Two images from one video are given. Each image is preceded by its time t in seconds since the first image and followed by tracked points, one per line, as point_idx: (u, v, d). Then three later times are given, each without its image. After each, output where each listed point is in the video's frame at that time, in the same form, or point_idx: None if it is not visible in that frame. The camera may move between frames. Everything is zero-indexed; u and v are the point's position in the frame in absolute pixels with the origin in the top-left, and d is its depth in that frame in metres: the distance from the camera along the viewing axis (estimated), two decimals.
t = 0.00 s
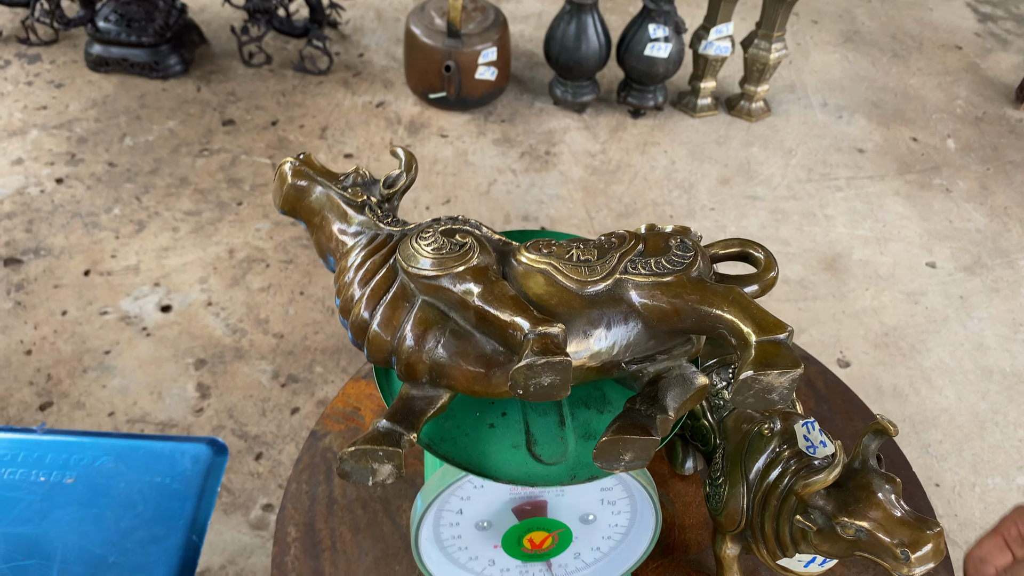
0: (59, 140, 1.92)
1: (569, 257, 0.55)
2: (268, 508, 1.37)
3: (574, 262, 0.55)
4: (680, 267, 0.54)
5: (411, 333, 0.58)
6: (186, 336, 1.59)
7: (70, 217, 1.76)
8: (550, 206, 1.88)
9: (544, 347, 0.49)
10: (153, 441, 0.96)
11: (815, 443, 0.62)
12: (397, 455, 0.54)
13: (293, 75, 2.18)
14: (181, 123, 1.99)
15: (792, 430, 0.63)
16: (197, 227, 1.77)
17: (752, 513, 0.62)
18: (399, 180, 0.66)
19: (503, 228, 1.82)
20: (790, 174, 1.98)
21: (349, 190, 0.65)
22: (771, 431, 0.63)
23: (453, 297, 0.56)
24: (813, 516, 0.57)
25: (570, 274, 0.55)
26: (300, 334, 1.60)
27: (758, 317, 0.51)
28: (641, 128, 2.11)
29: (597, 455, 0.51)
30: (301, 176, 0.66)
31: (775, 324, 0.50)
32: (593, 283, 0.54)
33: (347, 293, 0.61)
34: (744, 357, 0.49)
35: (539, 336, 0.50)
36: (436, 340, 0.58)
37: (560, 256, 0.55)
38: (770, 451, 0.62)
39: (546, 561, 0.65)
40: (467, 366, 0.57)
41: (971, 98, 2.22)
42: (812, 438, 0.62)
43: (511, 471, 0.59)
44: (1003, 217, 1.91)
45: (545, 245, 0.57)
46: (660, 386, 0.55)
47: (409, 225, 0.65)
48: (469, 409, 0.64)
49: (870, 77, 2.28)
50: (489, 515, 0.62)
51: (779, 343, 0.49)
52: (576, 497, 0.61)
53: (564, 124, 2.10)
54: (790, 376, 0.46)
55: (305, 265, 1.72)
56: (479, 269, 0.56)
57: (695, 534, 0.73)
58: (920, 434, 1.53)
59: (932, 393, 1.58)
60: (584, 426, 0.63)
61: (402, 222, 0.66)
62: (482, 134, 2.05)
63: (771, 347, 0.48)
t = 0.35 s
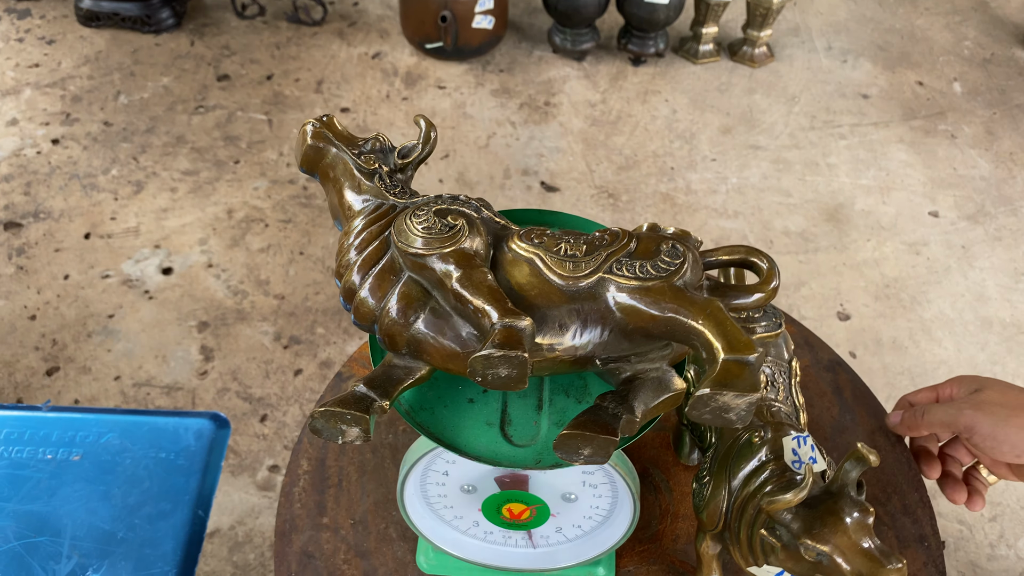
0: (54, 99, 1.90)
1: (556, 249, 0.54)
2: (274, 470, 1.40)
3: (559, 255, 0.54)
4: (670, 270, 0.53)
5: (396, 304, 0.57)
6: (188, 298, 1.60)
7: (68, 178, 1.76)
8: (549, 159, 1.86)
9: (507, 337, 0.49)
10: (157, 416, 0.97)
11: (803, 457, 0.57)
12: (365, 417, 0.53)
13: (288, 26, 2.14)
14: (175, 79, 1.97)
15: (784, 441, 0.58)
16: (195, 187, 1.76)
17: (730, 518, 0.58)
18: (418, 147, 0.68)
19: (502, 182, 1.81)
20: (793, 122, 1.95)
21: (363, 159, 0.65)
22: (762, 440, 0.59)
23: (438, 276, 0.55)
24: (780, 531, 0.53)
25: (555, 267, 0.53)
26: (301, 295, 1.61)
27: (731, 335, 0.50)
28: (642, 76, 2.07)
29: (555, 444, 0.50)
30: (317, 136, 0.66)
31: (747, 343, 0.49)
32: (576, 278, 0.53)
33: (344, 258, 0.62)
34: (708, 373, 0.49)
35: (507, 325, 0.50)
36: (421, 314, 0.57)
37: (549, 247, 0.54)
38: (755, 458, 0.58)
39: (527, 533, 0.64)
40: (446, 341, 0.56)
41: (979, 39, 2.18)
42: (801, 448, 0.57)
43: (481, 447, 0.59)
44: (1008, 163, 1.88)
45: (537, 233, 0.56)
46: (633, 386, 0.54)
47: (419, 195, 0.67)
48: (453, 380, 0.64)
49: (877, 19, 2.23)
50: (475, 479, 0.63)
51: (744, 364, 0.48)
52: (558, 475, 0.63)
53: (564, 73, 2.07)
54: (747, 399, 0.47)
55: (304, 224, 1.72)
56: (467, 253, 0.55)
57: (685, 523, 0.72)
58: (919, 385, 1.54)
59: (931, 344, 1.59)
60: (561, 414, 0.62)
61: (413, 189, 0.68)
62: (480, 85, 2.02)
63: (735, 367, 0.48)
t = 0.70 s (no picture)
0: (36, 75, 1.88)
1: (543, 259, 0.55)
2: (276, 445, 1.43)
3: (543, 265, 0.54)
4: (651, 290, 0.53)
5: (385, 294, 0.57)
6: (182, 276, 1.60)
7: (55, 156, 1.75)
8: (539, 122, 1.85)
9: (473, 344, 0.49)
10: (158, 407, 0.93)
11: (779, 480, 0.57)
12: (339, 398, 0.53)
13: None
14: (158, 49, 1.94)
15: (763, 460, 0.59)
16: (184, 162, 1.75)
17: (700, 527, 0.58)
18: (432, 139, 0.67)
19: (492, 147, 1.80)
20: (783, 77, 1.94)
21: (377, 146, 0.64)
22: (742, 457, 0.60)
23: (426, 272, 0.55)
24: (734, 547, 0.53)
25: (540, 277, 0.54)
26: (295, 269, 1.62)
27: (697, 365, 0.50)
28: (630, 32, 2.04)
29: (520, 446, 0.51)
30: (338, 118, 0.66)
31: (710, 377, 0.49)
32: (557, 290, 0.54)
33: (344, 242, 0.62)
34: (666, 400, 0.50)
35: (477, 330, 0.50)
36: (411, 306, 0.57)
37: (536, 256, 0.54)
38: (731, 473, 0.59)
39: (512, 513, 0.68)
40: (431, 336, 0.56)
41: None
42: (780, 468, 0.58)
43: (456, 437, 0.62)
44: (998, 113, 1.88)
45: (529, 242, 0.57)
46: (606, 397, 0.55)
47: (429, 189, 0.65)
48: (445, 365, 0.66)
49: None
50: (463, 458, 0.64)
51: (700, 396, 0.49)
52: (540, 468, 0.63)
53: (552, 32, 2.03)
54: (698, 431, 0.47)
55: (295, 196, 1.72)
56: (458, 254, 0.55)
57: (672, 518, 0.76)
58: (907, 342, 1.56)
59: (920, 300, 1.61)
60: (540, 411, 0.64)
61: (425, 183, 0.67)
62: (467, 46, 1.98)
63: (691, 399, 0.48)
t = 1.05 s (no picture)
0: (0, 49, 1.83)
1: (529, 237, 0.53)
2: (270, 418, 1.43)
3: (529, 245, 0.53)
4: (629, 285, 0.51)
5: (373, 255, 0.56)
6: (165, 252, 1.59)
7: (28, 134, 1.71)
8: (519, 76, 1.82)
9: (439, 315, 0.48)
10: (147, 395, 0.91)
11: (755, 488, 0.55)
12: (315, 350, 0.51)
13: None
14: (125, 16, 1.88)
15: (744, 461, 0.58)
16: (159, 134, 1.72)
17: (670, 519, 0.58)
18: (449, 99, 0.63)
19: (472, 105, 1.77)
20: (765, 18, 1.90)
21: (393, 104, 0.63)
22: (721, 456, 0.59)
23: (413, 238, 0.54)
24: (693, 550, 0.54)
25: (522, 258, 0.53)
26: (278, 239, 1.60)
27: (661, 367, 0.49)
28: None
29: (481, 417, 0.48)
30: (363, 70, 0.64)
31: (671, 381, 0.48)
32: (537, 271, 0.53)
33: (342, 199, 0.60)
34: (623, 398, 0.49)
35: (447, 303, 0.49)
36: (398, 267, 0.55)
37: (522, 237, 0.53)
38: (708, 471, 0.58)
39: (495, 475, 0.70)
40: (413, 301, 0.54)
41: None
42: (757, 473, 0.56)
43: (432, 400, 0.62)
44: (984, 47, 1.85)
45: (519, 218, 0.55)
46: (576, 381, 0.53)
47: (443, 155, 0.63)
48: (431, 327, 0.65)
49: None
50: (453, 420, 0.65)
51: (654, 398, 0.48)
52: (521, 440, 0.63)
53: None
54: (646, 433, 0.46)
55: (274, 163, 1.69)
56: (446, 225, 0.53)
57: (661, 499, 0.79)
58: (895, 285, 1.57)
59: (907, 243, 1.61)
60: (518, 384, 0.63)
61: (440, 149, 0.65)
62: None
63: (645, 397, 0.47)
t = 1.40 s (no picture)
0: None
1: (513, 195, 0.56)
2: (262, 381, 1.43)
3: (512, 200, 0.55)
4: (605, 262, 0.54)
5: (362, 195, 0.58)
6: (145, 218, 1.57)
7: None
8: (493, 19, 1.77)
9: (406, 266, 0.51)
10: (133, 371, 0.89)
11: (721, 472, 0.63)
12: (295, 280, 0.55)
13: None
14: None
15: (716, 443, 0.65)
16: (130, 97, 1.69)
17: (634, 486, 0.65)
18: (463, 48, 0.64)
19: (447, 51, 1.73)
20: None
21: (405, 46, 0.63)
22: (692, 436, 0.66)
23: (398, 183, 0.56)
24: (650, 522, 0.59)
25: (505, 217, 0.55)
26: (257, 200, 1.59)
27: (620, 344, 0.51)
28: None
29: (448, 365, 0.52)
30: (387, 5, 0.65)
31: (625, 359, 0.50)
32: (520, 232, 0.55)
33: (344, 135, 0.63)
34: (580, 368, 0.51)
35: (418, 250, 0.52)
36: (384, 207, 0.58)
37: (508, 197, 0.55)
38: (680, 449, 0.65)
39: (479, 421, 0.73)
40: (395, 243, 0.57)
41: None
42: (725, 458, 0.64)
43: (408, 340, 0.63)
44: None
45: (509, 176, 0.57)
46: (546, 346, 0.56)
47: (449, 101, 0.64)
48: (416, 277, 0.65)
49: None
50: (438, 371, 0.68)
51: (606, 374, 0.50)
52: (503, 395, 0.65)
53: None
54: (592, 407, 0.49)
55: (248, 122, 1.66)
56: (432, 177, 0.56)
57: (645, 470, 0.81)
58: (879, 218, 1.56)
59: (890, 174, 1.60)
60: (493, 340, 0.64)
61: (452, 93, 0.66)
62: None
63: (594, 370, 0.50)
